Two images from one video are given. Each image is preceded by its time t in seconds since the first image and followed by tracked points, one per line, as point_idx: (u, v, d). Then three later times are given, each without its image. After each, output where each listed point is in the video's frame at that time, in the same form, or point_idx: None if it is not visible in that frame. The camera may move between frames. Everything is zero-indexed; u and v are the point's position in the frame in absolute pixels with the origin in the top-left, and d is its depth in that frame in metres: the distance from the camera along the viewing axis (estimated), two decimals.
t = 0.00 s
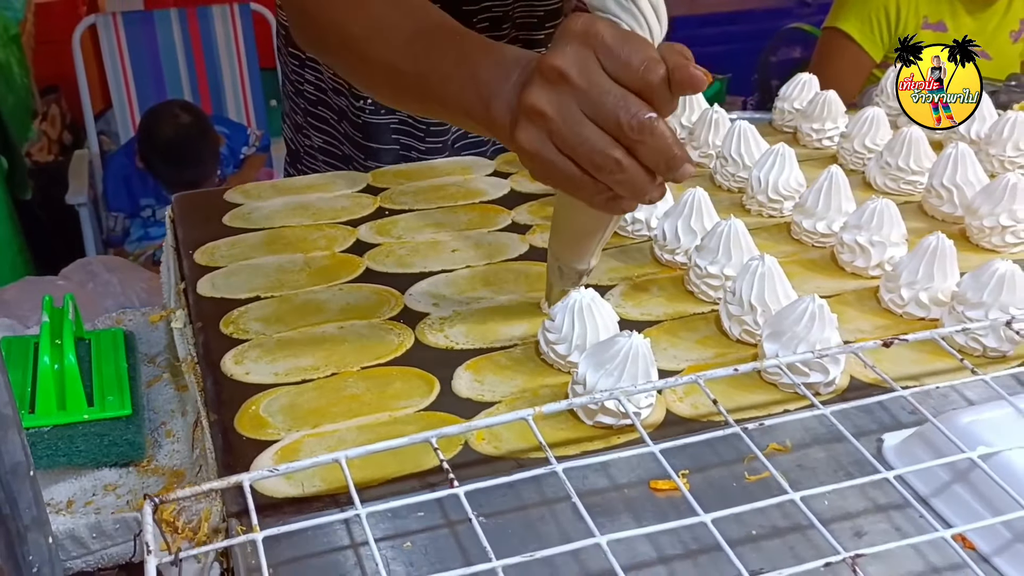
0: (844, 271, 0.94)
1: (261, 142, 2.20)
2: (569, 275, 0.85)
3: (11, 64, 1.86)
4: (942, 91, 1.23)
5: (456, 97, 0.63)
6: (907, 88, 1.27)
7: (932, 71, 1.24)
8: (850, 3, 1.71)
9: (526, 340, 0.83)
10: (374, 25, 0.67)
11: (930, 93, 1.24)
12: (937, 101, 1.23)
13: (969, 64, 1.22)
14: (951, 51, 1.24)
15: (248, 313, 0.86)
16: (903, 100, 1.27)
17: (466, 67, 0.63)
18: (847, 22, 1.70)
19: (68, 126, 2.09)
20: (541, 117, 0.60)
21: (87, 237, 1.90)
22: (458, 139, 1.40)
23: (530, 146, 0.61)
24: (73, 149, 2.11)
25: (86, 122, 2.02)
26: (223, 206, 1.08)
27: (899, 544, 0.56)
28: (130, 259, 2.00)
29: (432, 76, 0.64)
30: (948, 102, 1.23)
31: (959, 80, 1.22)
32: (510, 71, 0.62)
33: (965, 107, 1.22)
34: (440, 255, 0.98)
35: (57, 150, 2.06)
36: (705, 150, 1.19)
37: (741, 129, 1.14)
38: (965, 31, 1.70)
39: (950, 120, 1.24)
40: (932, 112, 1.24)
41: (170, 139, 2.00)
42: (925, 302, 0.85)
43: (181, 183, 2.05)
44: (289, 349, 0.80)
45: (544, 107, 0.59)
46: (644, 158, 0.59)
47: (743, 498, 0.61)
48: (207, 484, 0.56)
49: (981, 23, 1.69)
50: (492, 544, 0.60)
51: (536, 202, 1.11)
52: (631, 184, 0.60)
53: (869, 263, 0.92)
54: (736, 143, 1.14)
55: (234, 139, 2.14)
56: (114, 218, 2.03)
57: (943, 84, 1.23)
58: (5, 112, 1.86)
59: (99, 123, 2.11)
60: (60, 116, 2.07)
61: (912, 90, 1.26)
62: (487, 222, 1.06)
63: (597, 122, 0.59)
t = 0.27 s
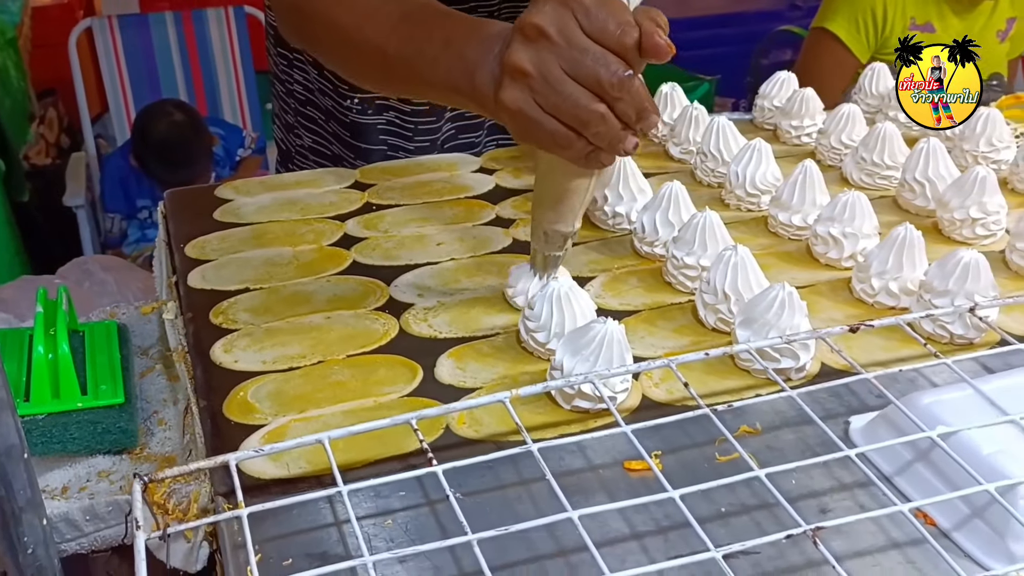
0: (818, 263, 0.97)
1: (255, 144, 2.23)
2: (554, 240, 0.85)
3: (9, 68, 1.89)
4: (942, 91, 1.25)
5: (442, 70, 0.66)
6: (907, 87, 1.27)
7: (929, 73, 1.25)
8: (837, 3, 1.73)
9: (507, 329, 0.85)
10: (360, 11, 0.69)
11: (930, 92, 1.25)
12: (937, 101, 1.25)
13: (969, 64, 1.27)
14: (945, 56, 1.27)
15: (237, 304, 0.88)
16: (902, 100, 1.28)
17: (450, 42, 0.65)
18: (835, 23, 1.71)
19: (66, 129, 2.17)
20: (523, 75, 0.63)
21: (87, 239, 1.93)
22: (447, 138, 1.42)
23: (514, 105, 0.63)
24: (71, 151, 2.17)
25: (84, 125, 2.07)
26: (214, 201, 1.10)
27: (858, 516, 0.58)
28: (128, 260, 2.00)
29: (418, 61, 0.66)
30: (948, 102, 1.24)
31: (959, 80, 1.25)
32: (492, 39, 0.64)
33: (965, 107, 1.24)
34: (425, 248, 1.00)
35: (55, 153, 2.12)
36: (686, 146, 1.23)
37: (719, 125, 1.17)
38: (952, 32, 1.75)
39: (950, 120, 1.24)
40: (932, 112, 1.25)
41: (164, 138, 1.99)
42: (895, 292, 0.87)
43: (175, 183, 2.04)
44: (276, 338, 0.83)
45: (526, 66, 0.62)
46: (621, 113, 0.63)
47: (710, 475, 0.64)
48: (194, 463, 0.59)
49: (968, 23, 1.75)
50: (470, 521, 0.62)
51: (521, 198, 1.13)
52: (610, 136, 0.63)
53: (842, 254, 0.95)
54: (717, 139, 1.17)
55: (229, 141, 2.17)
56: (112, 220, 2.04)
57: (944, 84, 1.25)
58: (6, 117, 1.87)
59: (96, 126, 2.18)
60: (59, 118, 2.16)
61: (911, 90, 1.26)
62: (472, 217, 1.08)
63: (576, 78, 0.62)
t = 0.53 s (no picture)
0: (787, 256, 0.99)
1: (240, 146, 2.25)
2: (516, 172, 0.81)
3: None
4: (942, 92, 1.21)
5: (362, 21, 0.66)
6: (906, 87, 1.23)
7: (931, 72, 1.21)
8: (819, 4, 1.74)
9: (482, 320, 0.87)
10: None
11: (931, 92, 1.21)
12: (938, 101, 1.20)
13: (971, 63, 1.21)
14: (946, 55, 1.21)
15: (219, 297, 0.90)
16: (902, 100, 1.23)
17: None
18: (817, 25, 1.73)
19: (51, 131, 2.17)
20: None
21: (70, 238, 1.94)
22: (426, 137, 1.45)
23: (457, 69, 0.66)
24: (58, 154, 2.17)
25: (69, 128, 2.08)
26: (197, 198, 1.12)
27: (813, 495, 0.61)
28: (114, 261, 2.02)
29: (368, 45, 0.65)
30: (948, 102, 1.21)
31: (959, 80, 1.21)
32: None
33: (966, 109, 1.21)
34: (404, 243, 1.02)
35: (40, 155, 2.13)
36: (661, 144, 1.25)
37: (694, 123, 1.19)
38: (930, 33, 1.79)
39: (950, 120, 1.21)
40: (932, 112, 1.21)
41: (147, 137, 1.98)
42: (859, 283, 0.89)
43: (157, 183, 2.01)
44: (256, 330, 0.85)
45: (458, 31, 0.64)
46: None
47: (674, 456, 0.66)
48: (173, 448, 0.60)
49: (946, 24, 1.79)
50: (441, 502, 0.64)
51: (498, 194, 1.15)
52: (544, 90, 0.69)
53: (810, 246, 0.97)
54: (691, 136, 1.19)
55: (214, 142, 2.17)
56: (97, 221, 2.05)
57: (944, 84, 1.21)
58: None
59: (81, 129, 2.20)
60: (44, 121, 2.15)
61: (911, 90, 1.22)
62: (450, 213, 1.10)
63: None
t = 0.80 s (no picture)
0: (748, 249, 1.01)
1: (218, 150, 2.24)
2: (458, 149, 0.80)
3: None
4: (943, 91, 1.19)
5: None
6: (906, 87, 1.21)
7: (937, 72, 1.18)
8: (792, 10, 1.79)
9: (448, 312, 0.89)
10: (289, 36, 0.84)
11: (930, 92, 1.20)
12: (938, 101, 1.20)
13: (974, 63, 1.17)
14: (952, 54, 1.16)
15: (188, 292, 0.91)
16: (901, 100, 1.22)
17: None
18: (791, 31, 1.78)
19: (27, 138, 2.18)
20: None
21: (45, 244, 1.94)
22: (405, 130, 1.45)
23: None
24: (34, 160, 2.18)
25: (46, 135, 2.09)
26: (169, 197, 1.13)
27: (759, 471, 0.63)
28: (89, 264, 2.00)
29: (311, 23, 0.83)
30: (948, 102, 1.21)
31: (960, 80, 1.18)
32: (300, 6, 0.83)
33: (964, 109, 1.20)
34: (373, 239, 1.04)
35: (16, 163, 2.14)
36: (628, 142, 1.28)
37: (657, 121, 1.21)
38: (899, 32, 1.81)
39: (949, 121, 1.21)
40: (932, 112, 1.21)
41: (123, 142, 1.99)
42: (815, 273, 0.92)
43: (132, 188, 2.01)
44: (224, 323, 0.86)
45: None
46: None
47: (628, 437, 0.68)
48: (139, 435, 0.61)
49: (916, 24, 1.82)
50: (403, 484, 0.66)
51: (467, 192, 1.17)
52: None
53: (769, 239, 1.00)
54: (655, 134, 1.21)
55: (191, 147, 2.17)
56: (73, 226, 2.04)
57: (944, 84, 1.19)
58: None
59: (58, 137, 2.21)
60: (20, 128, 2.16)
61: (911, 90, 1.20)
62: (420, 210, 1.12)
63: None
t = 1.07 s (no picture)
0: (701, 233, 1.03)
1: (186, 150, 2.23)
2: (397, 162, 0.90)
3: None
4: (942, 91, 1.19)
5: (272, 39, 0.78)
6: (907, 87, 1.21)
7: (937, 71, 1.18)
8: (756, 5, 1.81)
9: (403, 294, 0.91)
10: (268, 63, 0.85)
11: (930, 93, 1.20)
12: (937, 102, 1.21)
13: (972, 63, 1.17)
14: (950, 53, 1.17)
15: (145, 278, 0.92)
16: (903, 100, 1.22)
17: (272, 8, 0.77)
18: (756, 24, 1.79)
19: None
20: (328, 31, 0.75)
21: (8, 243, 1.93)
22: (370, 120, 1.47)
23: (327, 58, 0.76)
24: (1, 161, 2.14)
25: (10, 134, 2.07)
26: (128, 187, 1.14)
27: (700, 437, 0.65)
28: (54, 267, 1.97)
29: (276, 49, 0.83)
30: (948, 102, 1.21)
31: (959, 80, 1.18)
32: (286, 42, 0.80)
33: (965, 107, 1.21)
34: (332, 226, 1.05)
35: None
36: (586, 132, 1.30)
37: (614, 110, 1.23)
38: (863, 35, 1.86)
39: (949, 121, 1.22)
40: (932, 113, 1.21)
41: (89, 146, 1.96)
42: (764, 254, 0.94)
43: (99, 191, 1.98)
44: (180, 308, 0.87)
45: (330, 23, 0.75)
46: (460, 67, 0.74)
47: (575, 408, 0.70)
48: (90, 412, 0.62)
49: (878, 27, 1.86)
50: (353, 457, 0.67)
51: (427, 181, 1.18)
52: None
53: (720, 223, 1.02)
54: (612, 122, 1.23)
55: (159, 147, 2.15)
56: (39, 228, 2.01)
57: (944, 84, 1.19)
58: None
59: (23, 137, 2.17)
60: None
61: (912, 89, 1.21)
62: (379, 198, 1.13)
63: (372, 24, 0.75)
